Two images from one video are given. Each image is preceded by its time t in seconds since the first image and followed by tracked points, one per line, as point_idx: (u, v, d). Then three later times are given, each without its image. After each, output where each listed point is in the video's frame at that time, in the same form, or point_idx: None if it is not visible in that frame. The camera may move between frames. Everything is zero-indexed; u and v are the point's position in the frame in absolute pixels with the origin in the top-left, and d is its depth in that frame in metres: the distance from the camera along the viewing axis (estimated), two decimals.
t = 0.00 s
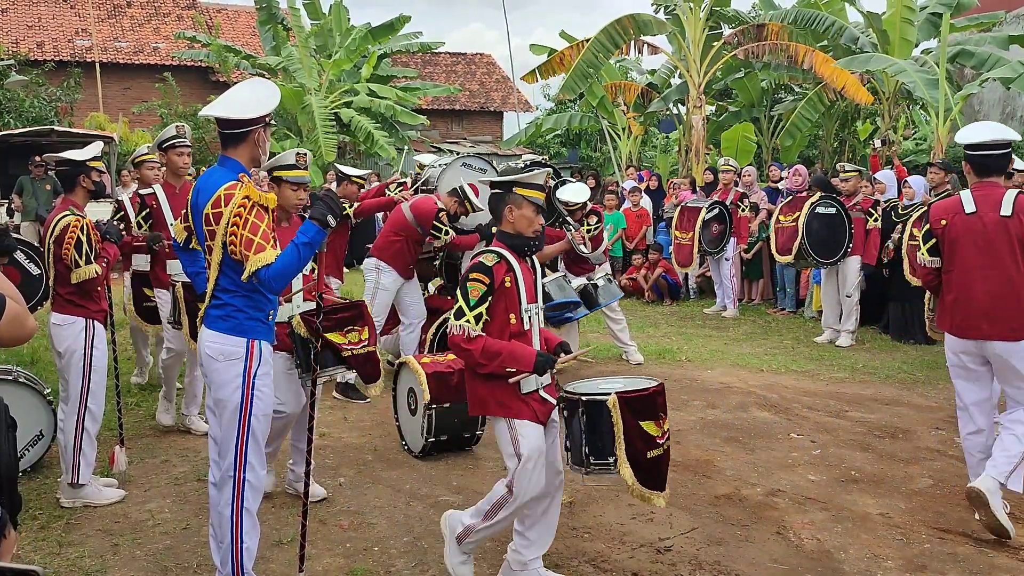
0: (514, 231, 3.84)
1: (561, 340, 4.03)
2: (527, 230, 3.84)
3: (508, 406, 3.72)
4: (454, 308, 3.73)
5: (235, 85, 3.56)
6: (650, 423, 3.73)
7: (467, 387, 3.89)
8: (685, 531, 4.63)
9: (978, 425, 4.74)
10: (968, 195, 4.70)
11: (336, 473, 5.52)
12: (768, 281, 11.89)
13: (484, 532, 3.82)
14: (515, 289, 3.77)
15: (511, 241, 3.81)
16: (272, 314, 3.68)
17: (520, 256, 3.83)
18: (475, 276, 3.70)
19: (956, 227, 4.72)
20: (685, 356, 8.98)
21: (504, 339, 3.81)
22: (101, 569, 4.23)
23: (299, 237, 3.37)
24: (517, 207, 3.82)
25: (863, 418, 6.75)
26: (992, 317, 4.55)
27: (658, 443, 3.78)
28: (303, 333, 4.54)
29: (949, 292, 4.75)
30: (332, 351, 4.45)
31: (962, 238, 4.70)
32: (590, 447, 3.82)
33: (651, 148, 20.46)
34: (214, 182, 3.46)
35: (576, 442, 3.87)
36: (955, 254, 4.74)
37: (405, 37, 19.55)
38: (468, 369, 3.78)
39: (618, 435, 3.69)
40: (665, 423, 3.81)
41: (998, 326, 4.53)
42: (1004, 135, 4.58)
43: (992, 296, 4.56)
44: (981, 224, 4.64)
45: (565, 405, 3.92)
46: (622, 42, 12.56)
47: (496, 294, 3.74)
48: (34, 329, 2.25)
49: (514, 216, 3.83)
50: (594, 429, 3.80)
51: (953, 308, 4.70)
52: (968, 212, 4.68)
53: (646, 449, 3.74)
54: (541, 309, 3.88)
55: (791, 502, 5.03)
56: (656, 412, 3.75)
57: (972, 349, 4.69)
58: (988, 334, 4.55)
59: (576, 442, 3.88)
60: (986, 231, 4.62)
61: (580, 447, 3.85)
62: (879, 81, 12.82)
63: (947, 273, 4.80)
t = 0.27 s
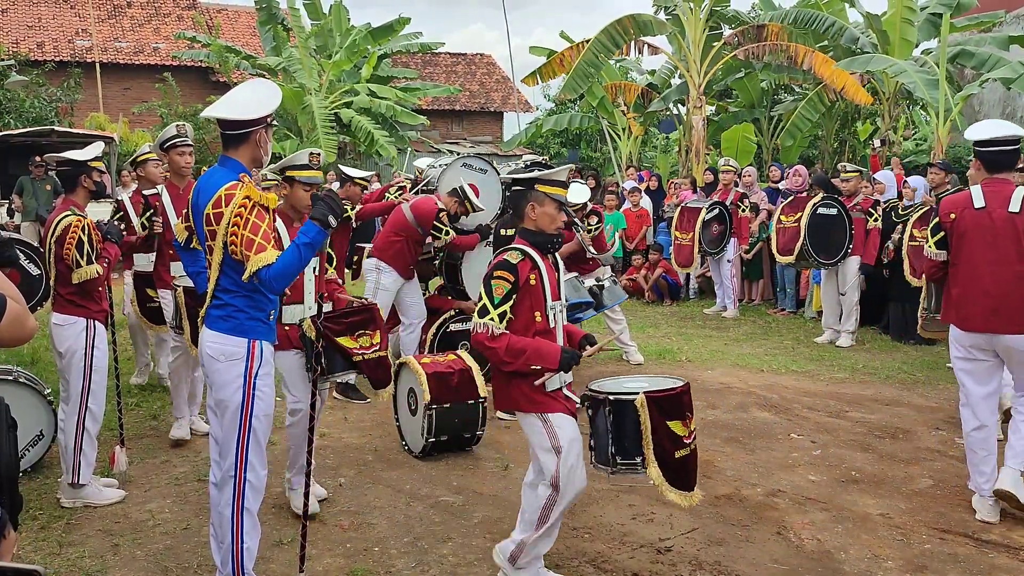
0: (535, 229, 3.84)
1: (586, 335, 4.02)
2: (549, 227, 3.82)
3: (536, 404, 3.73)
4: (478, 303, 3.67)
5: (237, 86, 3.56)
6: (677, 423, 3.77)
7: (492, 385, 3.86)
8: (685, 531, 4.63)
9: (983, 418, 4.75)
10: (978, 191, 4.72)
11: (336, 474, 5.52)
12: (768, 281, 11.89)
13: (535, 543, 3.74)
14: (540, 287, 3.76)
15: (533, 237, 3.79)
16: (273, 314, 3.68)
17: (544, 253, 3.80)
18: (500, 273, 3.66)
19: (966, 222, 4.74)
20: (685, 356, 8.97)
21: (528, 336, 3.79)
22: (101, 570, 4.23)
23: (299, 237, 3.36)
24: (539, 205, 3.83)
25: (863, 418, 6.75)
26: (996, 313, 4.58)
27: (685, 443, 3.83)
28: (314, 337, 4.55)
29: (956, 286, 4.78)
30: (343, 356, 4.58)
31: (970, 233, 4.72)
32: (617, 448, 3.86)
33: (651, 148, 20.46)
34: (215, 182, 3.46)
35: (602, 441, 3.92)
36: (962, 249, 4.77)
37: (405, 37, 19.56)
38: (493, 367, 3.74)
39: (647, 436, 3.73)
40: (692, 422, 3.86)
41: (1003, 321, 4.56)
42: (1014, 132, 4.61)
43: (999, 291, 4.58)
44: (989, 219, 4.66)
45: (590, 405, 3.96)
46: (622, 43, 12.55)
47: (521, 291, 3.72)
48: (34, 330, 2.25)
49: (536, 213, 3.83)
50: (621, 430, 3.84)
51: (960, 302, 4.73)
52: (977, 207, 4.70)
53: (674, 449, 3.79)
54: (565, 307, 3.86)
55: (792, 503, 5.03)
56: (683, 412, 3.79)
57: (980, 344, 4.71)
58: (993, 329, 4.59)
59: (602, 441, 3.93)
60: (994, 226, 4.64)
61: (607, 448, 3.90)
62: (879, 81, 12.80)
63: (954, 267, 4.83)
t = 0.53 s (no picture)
0: (568, 231, 3.79)
1: (617, 341, 3.99)
2: (582, 230, 3.78)
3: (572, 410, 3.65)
4: (514, 307, 3.61)
5: (238, 87, 3.56)
6: (717, 431, 3.74)
7: (527, 390, 3.79)
8: (686, 532, 4.63)
9: (982, 410, 4.75)
10: (991, 188, 4.72)
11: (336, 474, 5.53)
12: (768, 282, 11.90)
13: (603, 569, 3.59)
14: (577, 291, 3.71)
15: (566, 240, 3.74)
16: (274, 314, 3.68)
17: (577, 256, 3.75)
18: (538, 276, 3.60)
19: (979, 218, 4.74)
20: (686, 357, 8.98)
21: (564, 341, 3.73)
22: (102, 570, 4.23)
23: (300, 239, 3.36)
24: (572, 207, 3.78)
25: (863, 419, 6.75)
26: (1007, 308, 4.61)
27: (722, 451, 3.80)
28: (332, 347, 4.29)
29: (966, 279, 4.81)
30: (360, 368, 4.31)
31: (982, 229, 4.74)
32: (657, 455, 3.76)
33: (651, 149, 20.47)
34: (216, 182, 3.47)
35: (639, 449, 3.81)
36: (972, 244, 4.78)
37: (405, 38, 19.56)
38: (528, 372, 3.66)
39: (690, 443, 3.67)
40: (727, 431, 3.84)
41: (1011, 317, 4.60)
42: None
43: (1008, 287, 4.62)
44: (1002, 217, 4.67)
45: (624, 411, 3.87)
46: (622, 43, 12.54)
47: (558, 295, 3.66)
48: (35, 331, 2.25)
49: (569, 216, 3.78)
50: (660, 436, 3.75)
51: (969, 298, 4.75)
52: (991, 204, 4.70)
53: (713, 458, 3.76)
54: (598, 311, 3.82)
55: (792, 504, 5.03)
56: (723, 420, 3.77)
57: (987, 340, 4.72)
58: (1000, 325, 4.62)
59: (637, 449, 3.82)
60: (1007, 224, 4.66)
61: (646, 456, 3.79)
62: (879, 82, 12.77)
63: (963, 262, 4.85)
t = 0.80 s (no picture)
0: (593, 237, 3.79)
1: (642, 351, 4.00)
2: (607, 236, 3.78)
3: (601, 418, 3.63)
4: (545, 315, 3.56)
5: (237, 88, 3.56)
6: (751, 437, 3.76)
7: (557, 398, 3.74)
8: (686, 532, 4.63)
9: (991, 406, 4.76)
10: (1001, 190, 4.74)
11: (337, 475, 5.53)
12: (768, 283, 11.91)
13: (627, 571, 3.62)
14: (607, 297, 3.69)
15: (593, 247, 3.73)
16: (274, 315, 3.68)
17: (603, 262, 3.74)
18: (570, 284, 3.56)
19: (990, 221, 4.75)
20: (686, 358, 8.98)
21: (595, 348, 3.71)
22: (101, 571, 4.23)
23: (300, 239, 3.36)
24: (597, 213, 3.78)
25: (863, 420, 6.76)
26: (1016, 309, 4.66)
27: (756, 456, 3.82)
28: (354, 350, 4.31)
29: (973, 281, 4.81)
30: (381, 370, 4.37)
31: (992, 232, 4.76)
32: (694, 463, 3.76)
33: (651, 150, 20.48)
34: (217, 183, 3.47)
35: (676, 457, 3.80)
36: (982, 247, 4.79)
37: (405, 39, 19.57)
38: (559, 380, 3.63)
39: (728, 449, 3.68)
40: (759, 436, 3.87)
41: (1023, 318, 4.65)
42: None
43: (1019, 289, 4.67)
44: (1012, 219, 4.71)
45: (659, 418, 3.86)
46: (622, 44, 12.52)
47: (589, 302, 3.64)
48: (36, 332, 2.25)
49: (595, 222, 3.77)
50: (696, 443, 3.75)
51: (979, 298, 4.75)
52: (1001, 207, 4.73)
53: (748, 464, 3.77)
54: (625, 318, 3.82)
55: (791, 504, 5.03)
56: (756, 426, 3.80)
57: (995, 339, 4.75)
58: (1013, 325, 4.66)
59: (673, 457, 3.81)
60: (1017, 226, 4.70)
61: (682, 464, 3.78)
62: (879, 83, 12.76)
63: (971, 265, 4.85)
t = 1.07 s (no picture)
0: (622, 238, 3.76)
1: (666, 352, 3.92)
2: (636, 237, 3.76)
3: (637, 415, 3.59)
4: (583, 315, 3.47)
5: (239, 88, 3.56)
6: (785, 431, 3.76)
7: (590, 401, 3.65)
8: (686, 533, 4.63)
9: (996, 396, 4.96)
10: (1008, 187, 4.90)
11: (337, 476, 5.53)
12: (768, 284, 11.91)
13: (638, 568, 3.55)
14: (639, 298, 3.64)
15: (621, 247, 3.70)
16: (275, 316, 3.69)
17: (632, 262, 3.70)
18: (607, 284, 3.47)
19: (998, 219, 4.92)
20: (686, 359, 8.99)
21: (629, 349, 3.63)
22: (101, 572, 4.23)
23: (301, 240, 3.35)
24: (625, 213, 3.76)
25: (862, 421, 6.76)
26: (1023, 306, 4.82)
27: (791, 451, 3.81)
28: (369, 345, 4.29)
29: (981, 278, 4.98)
30: (400, 366, 4.36)
31: (1000, 229, 4.92)
32: (732, 459, 3.71)
33: (651, 151, 20.49)
34: (219, 183, 3.47)
35: (712, 456, 3.75)
36: (991, 244, 4.97)
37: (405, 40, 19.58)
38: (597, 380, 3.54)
39: (766, 443, 3.67)
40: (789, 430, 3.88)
41: None
42: None
43: None
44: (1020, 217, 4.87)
45: (690, 418, 3.81)
46: (622, 45, 12.50)
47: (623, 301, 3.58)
48: (35, 333, 2.25)
49: (623, 222, 3.75)
50: (733, 439, 3.71)
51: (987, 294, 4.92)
52: (1008, 204, 4.89)
53: (785, 458, 3.76)
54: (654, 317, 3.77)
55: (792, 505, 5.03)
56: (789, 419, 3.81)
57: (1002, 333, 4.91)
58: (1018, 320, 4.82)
59: (710, 456, 3.75)
60: None
61: (719, 461, 3.73)
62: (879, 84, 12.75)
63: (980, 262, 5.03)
